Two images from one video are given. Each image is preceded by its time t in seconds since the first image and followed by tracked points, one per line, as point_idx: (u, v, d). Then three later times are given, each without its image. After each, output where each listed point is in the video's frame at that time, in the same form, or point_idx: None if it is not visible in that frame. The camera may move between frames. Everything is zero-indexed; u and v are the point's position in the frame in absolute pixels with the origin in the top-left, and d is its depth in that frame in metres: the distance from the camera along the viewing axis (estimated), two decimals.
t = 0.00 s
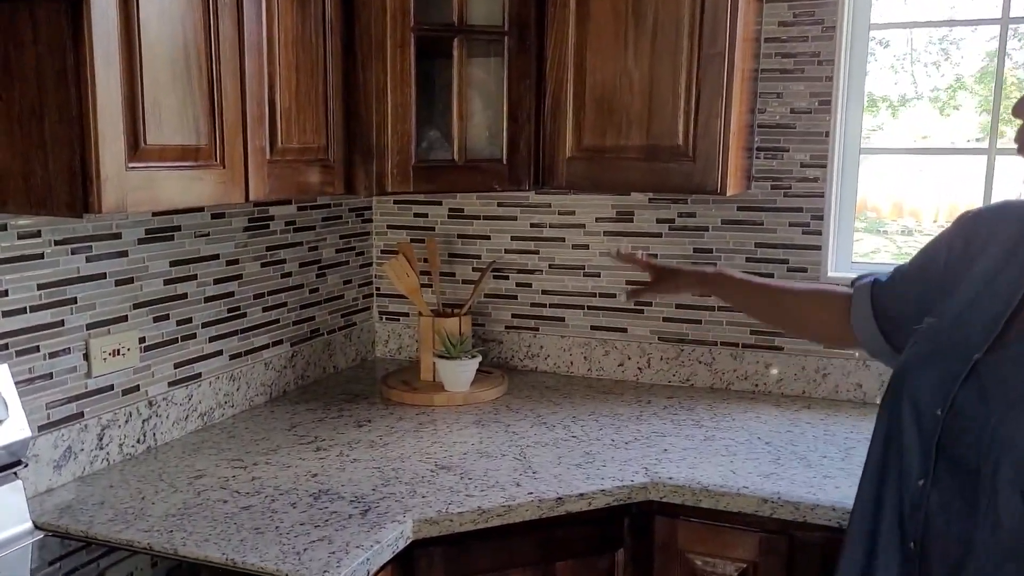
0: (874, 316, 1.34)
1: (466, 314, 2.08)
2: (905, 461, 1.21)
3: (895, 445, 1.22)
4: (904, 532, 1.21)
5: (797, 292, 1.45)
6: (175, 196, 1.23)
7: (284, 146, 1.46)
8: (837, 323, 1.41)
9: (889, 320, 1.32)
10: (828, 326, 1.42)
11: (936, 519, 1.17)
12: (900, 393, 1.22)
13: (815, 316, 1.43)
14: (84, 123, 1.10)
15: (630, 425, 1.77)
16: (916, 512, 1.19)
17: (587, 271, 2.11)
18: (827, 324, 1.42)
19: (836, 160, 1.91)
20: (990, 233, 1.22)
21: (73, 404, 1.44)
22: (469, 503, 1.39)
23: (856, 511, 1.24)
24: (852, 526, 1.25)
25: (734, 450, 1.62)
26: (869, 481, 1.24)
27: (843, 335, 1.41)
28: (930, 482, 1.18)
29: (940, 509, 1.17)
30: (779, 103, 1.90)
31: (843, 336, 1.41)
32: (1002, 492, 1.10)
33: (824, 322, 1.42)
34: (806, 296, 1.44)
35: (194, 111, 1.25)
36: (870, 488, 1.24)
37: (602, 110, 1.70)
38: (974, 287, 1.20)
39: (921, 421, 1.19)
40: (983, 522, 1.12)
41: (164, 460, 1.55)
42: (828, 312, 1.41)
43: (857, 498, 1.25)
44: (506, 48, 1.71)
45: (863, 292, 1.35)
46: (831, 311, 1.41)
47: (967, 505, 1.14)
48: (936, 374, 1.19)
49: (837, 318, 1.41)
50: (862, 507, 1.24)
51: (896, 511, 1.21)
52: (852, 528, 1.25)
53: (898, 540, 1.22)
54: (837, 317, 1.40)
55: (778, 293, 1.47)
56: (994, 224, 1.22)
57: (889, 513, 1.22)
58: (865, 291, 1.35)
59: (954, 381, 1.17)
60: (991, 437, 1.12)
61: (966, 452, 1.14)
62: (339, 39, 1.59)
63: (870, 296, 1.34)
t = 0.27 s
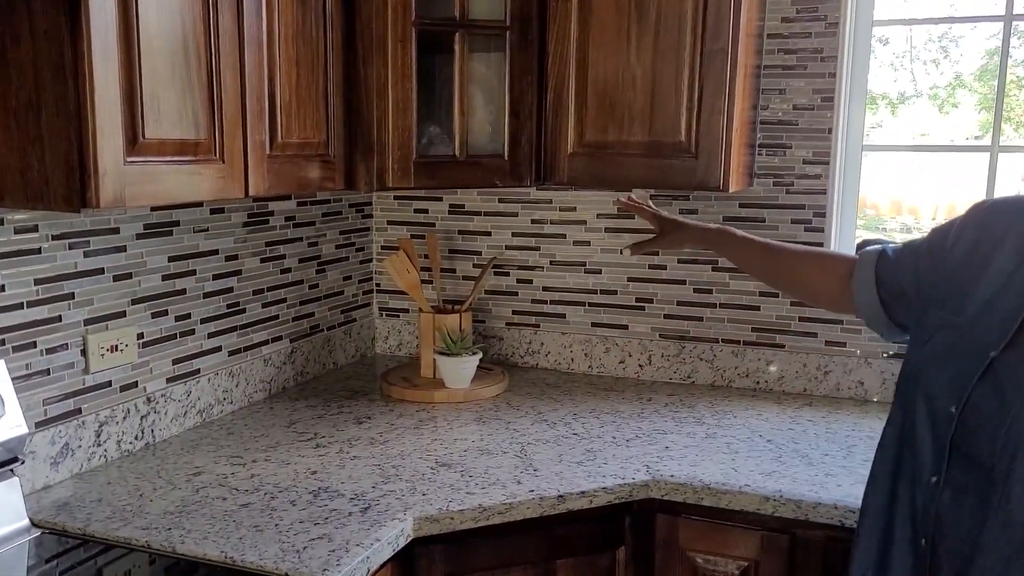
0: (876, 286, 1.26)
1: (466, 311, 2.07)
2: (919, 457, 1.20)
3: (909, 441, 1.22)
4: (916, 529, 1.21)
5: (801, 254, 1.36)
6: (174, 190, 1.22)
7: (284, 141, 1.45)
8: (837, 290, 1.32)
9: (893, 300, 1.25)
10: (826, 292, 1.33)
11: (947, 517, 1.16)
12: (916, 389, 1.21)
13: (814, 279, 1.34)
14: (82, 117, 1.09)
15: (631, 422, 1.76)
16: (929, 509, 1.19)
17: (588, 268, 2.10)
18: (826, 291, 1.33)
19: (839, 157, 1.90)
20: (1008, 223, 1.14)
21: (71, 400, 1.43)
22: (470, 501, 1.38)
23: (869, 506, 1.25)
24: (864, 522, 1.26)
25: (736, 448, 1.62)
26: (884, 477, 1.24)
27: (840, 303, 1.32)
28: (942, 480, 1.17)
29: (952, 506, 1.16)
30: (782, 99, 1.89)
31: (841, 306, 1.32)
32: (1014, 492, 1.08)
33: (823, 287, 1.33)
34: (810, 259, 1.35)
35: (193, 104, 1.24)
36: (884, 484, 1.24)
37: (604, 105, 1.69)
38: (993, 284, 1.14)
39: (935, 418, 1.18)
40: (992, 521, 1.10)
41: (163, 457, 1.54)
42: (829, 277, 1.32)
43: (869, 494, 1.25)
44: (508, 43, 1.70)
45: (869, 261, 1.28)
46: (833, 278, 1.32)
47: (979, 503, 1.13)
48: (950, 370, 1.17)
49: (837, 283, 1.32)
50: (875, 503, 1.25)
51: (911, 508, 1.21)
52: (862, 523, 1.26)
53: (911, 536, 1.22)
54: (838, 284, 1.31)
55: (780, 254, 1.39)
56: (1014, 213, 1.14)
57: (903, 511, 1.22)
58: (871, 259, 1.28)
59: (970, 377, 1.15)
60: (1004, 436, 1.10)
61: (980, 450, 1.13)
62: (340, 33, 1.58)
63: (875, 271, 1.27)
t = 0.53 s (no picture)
0: (882, 292, 1.23)
1: (468, 306, 2.06)
2: (927, 457, 1.20)
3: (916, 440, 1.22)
4: (922, 528, 1.21)
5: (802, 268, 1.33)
6: (177, 184, 1.22)
7: (286, 135, 1.45)
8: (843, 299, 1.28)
9: (901, 303, 1.22)
10: (833, 302, 1.28)
11: (953, 516, 1.16)
12: (925, 389, 1.22)
13: (819, 292, 1.30)
14: (84, 110, 1.09)
15: (632, 418, 1.76)
16: (936, 508, 1.19)
17: (590, 263, 2.09)
18: (833, 302, 1.29)
19: (842, 153, 1.90)
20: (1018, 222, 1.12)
21: (72, 393, 1.43)
22: (470, 496, 1.38)
23: (876, 505, 1.25)
24: (871, 520, 1.26)
25: (738, 444, 1.61)
26: (890, 476, 1.24)
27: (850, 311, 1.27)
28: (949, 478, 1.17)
29: (959, 505, 1.16)
30: (785, 95, 1.88)
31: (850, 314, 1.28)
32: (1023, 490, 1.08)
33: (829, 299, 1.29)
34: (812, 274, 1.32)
35: (194, 98, 1.24)
36: (891, 484, 1.24)
37: (606, 101, 1.69)
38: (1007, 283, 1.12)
39: (943, 417, 1.18)
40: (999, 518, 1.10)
41: (164, 450, 1.54)
42: (833, 287, 1.28)
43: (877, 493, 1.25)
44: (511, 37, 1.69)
45: (874, 270, 1.24)
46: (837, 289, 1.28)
47: (985, 503, 1.13)
48: (959, 370, 1.17)
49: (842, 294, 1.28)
50: (882, 502, 1.25)
51: (918, 507, 1.21)
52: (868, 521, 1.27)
53: (917, 536, 1.22)
54: (844, 292, 1.27)
55: (782, 272, 1.35)
56: None
57: (909, 511, 1.22)
58: (876, 268, 1.24)
59: (978, 377, 1.14)
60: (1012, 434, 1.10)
61: (988, 448, 1.13)
62: (342, 27, 1.57)
63: (881, 277, 1.23)
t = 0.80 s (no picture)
0: (888, 290, 1.24)
1: (470, 299, 2.07)
2: (928, 453, 1.20)
3: (917, 437, 1.21)
4: (922, 525, 1.21)
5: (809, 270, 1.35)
6: (179, 176, 1.22)
7: (289, 127, 1.45)
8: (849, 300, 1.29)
9: (907, 302, 1.22)
10: (841, 302, 1.30)
11: (954, 512, 1.16)
12: (926, 385, 1.21)
13: (827, 294, 1.31)
14: (87, 101, 1.09)
15: (634, 412, 1.77)
16: (937, 503, 1.18)
17: (592, 258, 2.09)
18: (840, 303, 1.30)
19: (846, 148, 1.89)
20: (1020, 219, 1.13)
21: (75, 384, 1.44)
22: (472, 489, 1.38)
23: (877, 503, 1.25)
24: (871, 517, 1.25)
25: (739, 438, 1.62)
26: (891, 473, 1.24)
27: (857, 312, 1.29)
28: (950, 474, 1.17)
29: (960, 500, 1.15)
30: (788, 89, 1.88)
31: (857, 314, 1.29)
32: None
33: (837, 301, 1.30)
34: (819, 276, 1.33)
35: (198, 90, 1.24)
36: (892, 481, 1.24)
37: (610, 95, 1.69)
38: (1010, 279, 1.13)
39: (944, 413, 1.18)
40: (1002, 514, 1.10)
41: (167, 442, 1.54)
42: (840, 288, 1.30)
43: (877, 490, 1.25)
44: (514, 30, 1.69)
45: (879, 270, 1.25)
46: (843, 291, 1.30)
47: (988, 498, 1.12)
48: (960, 366, 1.17)
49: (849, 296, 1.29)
50: (883, 500, 1.24)
51: (919, 503, 1.21)
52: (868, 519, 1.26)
53: (918, 533, 1.21)
54: (850, 293, 1.29)
55: (790, 274, 1.37)
56: None
57: (909, 507, 1.21)
58: (881, 268, 1.25)
59: (978, 373, 1.15)
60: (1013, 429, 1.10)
61: (989, 444, 1.13)
62: (345, 20, 1.57)
63: (887, 277, 1.24)
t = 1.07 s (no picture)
0: (902, 299, 1.27)
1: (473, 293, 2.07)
2: (934, 450, 1.20)
3: (922, 434, 1.21)
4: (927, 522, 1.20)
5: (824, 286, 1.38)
6: (185, 170, 1.23)
7: (293, 122, 1.46)
8: (866, 315, 1.33)
9: (920, 308, 1.26)
10: (858, 318, 1.34)
11: (959, 509, 1.16)
12: (932, 382, 1.21)
13: (844, 309, 1.35)
14: (93, 95, 1.09)
15: (637, 406, 1.77)
16: (942, 501, 1.18)
17: (595, 252, 2.10)
18: (858, 318, 1.34)
19: (849, 142, 1.89)
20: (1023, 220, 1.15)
21: (81, 377, 1.45)
22: (475, 482, 1.39)
23: (881, 500, 1.25)
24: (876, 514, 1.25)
25: (741, 432, 1.62)
26: (895, 471, 1.24)
27: (875, 327, 1.32)
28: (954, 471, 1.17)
29: (965, 497, 1.15)
30: (792, 83, 1.88)
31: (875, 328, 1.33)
32: None
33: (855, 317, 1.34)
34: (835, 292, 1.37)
35: (203, 85, 1.25)
36: (897, 478, 1.23)
37: (613, 89, 1.69)
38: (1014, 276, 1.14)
39: (949, 410, 1.18)
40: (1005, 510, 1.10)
41: (172, 435, 1.55)
42: (856, 303, 1.34)
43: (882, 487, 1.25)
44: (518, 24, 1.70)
45: (892, 284, 1.29)
46: (860, 306, 1.33)
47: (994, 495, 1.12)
48: (964, 364, 1.17)
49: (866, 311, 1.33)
50: (887, 497, 1.24)
51: (924, 500, 1.21)
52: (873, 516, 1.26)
53: (922, 529, 1.21)
54: (867, 308, 1.33)
55: (804, 289, 1.40)
56: None
57: (913, 503, 1.22)
58: (894, 282, 1.29)
59: (981, 371, 1.15)
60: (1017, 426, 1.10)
61: (995, 440, 1.12)
62: (349, 15, 1.58)
63: (900, 288, 1.28)
